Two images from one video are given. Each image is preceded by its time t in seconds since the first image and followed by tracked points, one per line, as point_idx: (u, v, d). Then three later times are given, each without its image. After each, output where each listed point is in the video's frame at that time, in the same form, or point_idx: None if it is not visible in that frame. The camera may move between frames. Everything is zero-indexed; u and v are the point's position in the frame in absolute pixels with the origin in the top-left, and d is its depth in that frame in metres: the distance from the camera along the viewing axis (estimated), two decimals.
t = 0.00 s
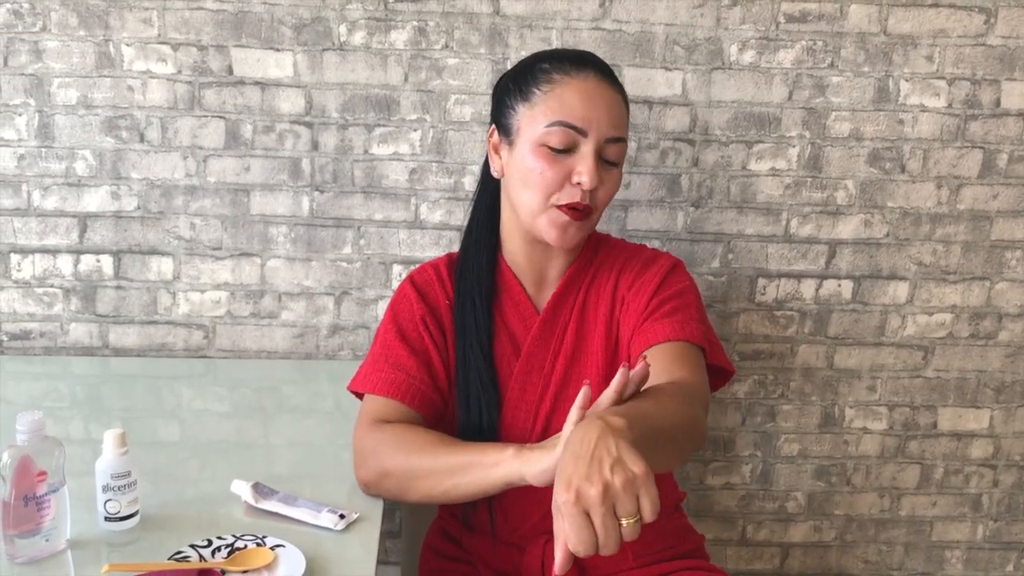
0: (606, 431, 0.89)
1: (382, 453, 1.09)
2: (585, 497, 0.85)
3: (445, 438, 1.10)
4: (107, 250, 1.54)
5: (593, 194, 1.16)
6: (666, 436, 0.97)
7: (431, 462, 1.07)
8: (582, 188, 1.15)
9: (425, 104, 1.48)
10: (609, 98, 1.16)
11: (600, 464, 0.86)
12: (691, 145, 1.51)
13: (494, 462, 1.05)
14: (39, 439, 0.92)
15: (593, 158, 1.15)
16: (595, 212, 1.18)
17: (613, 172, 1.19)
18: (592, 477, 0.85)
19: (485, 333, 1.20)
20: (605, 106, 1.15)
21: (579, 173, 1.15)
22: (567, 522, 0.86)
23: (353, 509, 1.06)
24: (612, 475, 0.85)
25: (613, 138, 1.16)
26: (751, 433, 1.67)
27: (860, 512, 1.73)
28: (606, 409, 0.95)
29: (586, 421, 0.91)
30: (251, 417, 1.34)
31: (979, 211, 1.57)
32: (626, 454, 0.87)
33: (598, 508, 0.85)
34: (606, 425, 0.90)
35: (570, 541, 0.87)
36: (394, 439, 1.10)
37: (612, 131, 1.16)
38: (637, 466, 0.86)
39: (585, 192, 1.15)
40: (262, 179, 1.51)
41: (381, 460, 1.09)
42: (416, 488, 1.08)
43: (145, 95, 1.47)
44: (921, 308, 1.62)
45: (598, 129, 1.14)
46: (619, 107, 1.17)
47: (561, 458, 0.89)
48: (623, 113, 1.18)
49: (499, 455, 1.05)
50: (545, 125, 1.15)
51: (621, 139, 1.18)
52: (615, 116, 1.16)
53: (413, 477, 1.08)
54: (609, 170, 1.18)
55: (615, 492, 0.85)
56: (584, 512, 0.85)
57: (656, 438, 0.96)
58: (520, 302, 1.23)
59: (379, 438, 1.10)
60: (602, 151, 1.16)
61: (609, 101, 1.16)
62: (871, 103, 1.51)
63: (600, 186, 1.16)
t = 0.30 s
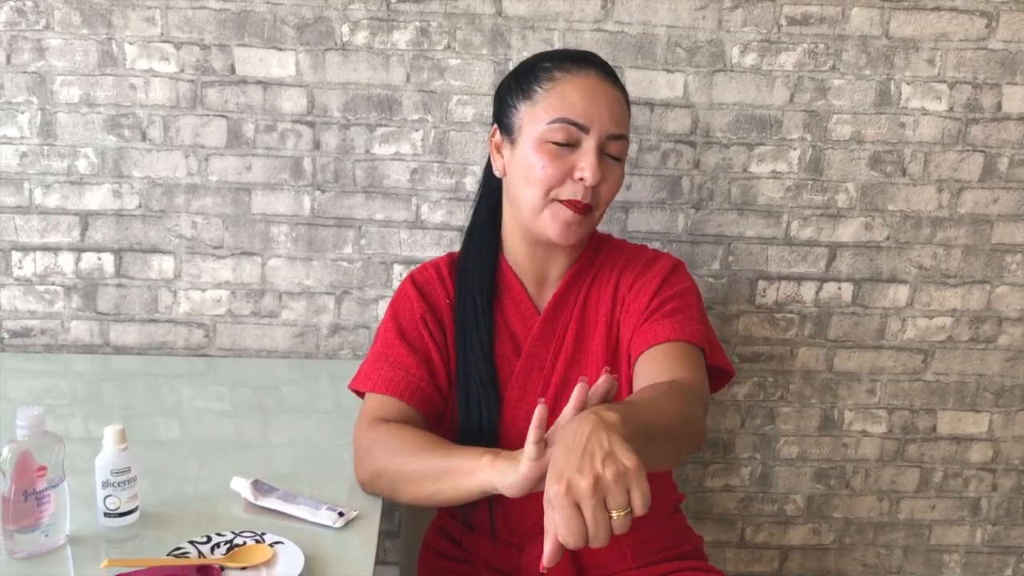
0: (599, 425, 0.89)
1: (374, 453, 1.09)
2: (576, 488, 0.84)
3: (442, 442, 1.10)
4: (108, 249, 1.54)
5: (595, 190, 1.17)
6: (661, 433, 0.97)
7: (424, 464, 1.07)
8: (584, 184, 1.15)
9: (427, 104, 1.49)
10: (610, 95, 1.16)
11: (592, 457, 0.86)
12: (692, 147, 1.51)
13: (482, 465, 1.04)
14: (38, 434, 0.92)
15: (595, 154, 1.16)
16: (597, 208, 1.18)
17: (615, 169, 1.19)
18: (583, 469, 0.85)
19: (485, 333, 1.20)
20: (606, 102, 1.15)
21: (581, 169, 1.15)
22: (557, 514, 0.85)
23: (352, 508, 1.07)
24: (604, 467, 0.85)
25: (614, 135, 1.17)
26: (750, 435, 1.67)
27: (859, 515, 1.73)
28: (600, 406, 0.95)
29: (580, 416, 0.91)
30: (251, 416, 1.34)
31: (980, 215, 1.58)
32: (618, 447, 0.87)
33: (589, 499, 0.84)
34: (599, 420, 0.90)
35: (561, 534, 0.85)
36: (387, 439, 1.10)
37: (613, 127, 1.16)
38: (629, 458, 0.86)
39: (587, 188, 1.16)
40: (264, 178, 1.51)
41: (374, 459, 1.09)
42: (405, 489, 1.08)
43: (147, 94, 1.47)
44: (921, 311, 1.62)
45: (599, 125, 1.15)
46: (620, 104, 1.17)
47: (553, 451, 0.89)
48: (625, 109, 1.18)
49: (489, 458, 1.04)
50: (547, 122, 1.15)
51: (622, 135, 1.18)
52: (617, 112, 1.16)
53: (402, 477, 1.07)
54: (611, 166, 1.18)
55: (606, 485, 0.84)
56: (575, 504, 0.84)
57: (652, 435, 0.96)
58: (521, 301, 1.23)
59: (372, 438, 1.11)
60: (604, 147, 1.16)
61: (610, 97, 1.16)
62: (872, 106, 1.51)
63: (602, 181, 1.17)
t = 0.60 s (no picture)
0: (598, 426, 0.89)
1: (365, 453, 1.10)
2: (573, 487, 0.84)
3: (435, 444, 1.08)
4: (108, 249, 1.54)
5: (595, 184, 1.17)
6: (659, 435, 0.97)
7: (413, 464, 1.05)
8: (583, 178, 1.16)
9: (427, 106, 1.49)
10: (607, 90, 1.17)
11: (590, 456, 0.85)
12: (691, 151, 1.51)
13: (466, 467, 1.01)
14: (37, 432, 0.92)
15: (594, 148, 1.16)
16: (598, 202, 1.18)
17: (615, 164, 1.20)
18: (581, 467, 0.84)
19: (485, 334, 1.20)
20: (603, 97, 1.16)
21: (580, 163, 1.15)
22: (554, 512, 0.84)
23: (349, 508, 1.07)
24: (602, 467, 0.84)
25: (613, 129, 1.17)
26: (749, 439, 1.67)
27: (858, 519, 1.73)
28: (599, 407, 0.95)
29: (579, 417, 0.91)
30: (250, 417, 1.34)
31: (979, 220, 1.58)
32: (616, 447, 0.87)
33: (586, 497, 0.83)
34: (597, 420, 0.90)
35: (556, 532, 0.84)
36: (378, 440, 1.10)
37: (611, 121, 1.17)
38: (627, 458, 0.85)
39: (587, 182, 1.16)
40: (263, 179, 1.52)
41: (366, 460, 1.09)
42: (395, 491, 1.06)
43: (147, 94, 1.47)
44: (920, 316, 1.62)
45: (598, 120, 1.16)
46: (617, 99, 1.18)
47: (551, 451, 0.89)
48: (622, 105, 1.19)
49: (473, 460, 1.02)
50: (545, 119, 1.16)
51: (620, 130, 1.19)
52: (614, 107, 1.17)
53: (390, 478, 1.06)
54: (611, 161, 1.19)
55: (604, 484, 0.83)
56: (572, 503, 0.84)
57: (650, 437, 0.95)
58: (522, 303, 1.23)
59: (366, 439, 1.11)
60: (602, 142, 1.17)
61: (607, 92, 1.17)
62: (871, 110, 1.51)
63: (602, 175, 1.17)
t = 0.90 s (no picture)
0: (602, 428, 0.89)
1: (358, 451, 1.10)
2: (578, 488, 0.83)
3: (432, 440, 1.08)
4: (108, 249, 1.54)
5: (597, 176, 1.17)
6: (663, 437, 0.96)
7: (407, 456, 1.05)
8: (585, 169, 1.16)
9: (427, 107, 1.49)
10: (606, 85, 1.19)
11: (594, 457, 0.85)
12: (692, 152, 1.51)
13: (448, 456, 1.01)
14: (36, 431, 0.92)
15: (595, 141, 1.17)
16: (601, 195, 1.18)
17: (616, 158, 1.20)
18: (585, 469, 0.84)
19: (488, 335, 1.20)
20: (603, 90, 1.18)
21: (581, 155, 1.16)
22: (558, 514, 0.83)
23: (349, 509, 1.06)
24: (606, 468, 0.84)
25: (613, 122, 1.18)
26: (749, 441, 1.67)
27: (858, 522, 1.72)
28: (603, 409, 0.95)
29: (583, 418, 0.91)
30: (249, 418, 1.34)
31: (979, 222, 1.58)
32: (620, 450, 0.86)
33: (590, 499, 0.82)
34: (601, 422, 0.90)
35: (560, 534, 0.83)
36: (370, 436, 1.11)
37: (611, 114, 1.18)
38: (632, 460, 0.85)
39: (589, 173, 1.16)
40: (263, 180, 1.51)
41: (359, 457, 1.10)
42: (386, 486, 1.06)
43: (148, 95, 1.47)
44: (920, 319, 1.62)
45: (598, 113, 1.17)
46: (616, 95, 1.19)
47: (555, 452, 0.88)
48: (622, 100, 1.21)
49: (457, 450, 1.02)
50: (545, 113, 1.17)
51: (621, 124, 1.20)
52: (614, 101, 1.19)
53: (381, 473, 1.07)
54: (612, 154, 1.19)
55: (608, 485, 0.83)
56: (576, 504, 0.83)
57: (654, 439, 0.95)
58: (525, 304, 1.23)
59: (360, 436, 1.12)
60: (603, 135, 1.18)
61: (606, 87, 1.19)
62: (872, 112, 1.51)
63: (604, 167, 1.17)
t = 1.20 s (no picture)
0: (607, 430, 0.88)
1: (355, 451, 1.11)
2: (582, 491, 0.82)
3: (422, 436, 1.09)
4: (108, 252, 1.54)
5: (597, 172, 1.17)
6: (667, 438, 0.96)
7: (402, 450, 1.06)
8: (585, 165, 1.16)
9: (428, 108, 1.49)
10: (604, 82, 1.19)
11: (599, 459, 0.85)
12: (693, 153, 1.51)
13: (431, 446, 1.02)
14: (36, 433, 0.92)
15: (594, 137, 1.17)
16: (601, 191, 1.17)
17: (617, 155, 1.20)
18: (590, 471, 0.83)
19: (490, 336, 1.20)
20: (601, 87, 1.18)
21: (581, 151, 1.16)
22: (562, 516, 0.83)
23: (350, 511, 1.06)
24: (611, 471, 0.83)
25: (612, 119, 1.18)
26: (751, 442, 1.67)
27: (860, 523, 1.72)
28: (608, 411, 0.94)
29: (588, 420, 0.90)
30: (250, 421, 1.34)
31: (981, 222, 1.57)
32: (625, 452, 0.86)
33: (594, 502, 0.82)
34: (606, 424, 0.89)
35: (564, 536, 0.83)
36: (366, 437, 1.12)
37: (610, 111, 1.18)
38: (637, 463, 0.84)
39: (589, 169, 1.16)
40: (264, 182, 1.51)
41: (355, 458, 1.11)
42: (379, 483, 1.07)
43: (148, 97, 1.47)
44: (922, 319, 1.62)
45: (597, 109, 1.17)
46: (615, 92, 1.20)
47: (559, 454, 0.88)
48: (621, 97, 1.21)
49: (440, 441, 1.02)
50: (544, 111, 1.17)
51: (620, 121, 1.20)
52: (613, 98, 1.19)
53: (373, 469, 1.07)
54: (612, 151, 1.19)
55: (613, 488, 0.82)
56: (581, 507, 0.82)
57: (658, 441, 0.95)
58: (528, 305, 1.22)
59: (357, 438, 1.13)
60: (603, 132, 1.18)
61: (604, 84, 1.19)
62: (873, 112, 1.51)
63: (604, 164, 1.17)
